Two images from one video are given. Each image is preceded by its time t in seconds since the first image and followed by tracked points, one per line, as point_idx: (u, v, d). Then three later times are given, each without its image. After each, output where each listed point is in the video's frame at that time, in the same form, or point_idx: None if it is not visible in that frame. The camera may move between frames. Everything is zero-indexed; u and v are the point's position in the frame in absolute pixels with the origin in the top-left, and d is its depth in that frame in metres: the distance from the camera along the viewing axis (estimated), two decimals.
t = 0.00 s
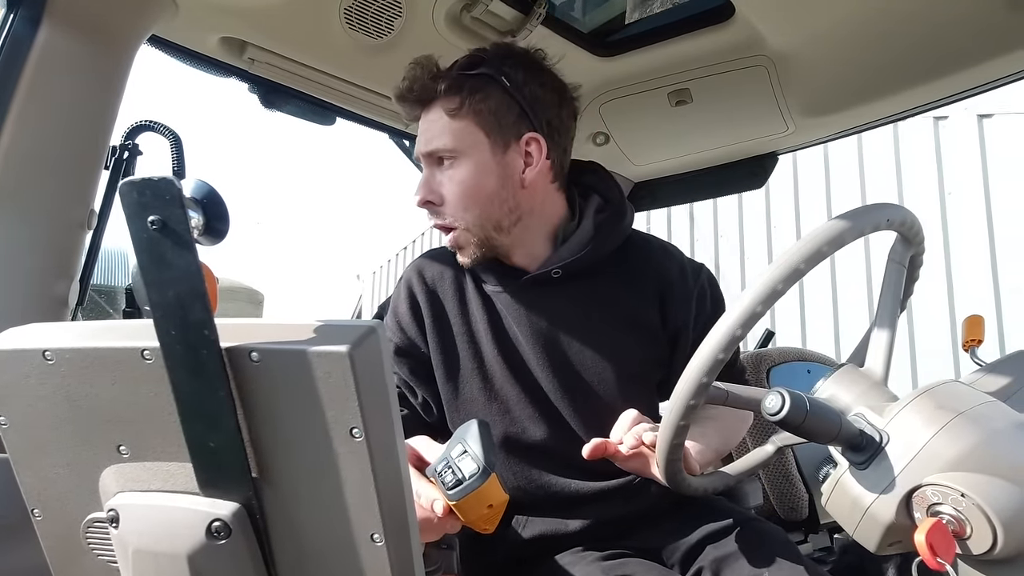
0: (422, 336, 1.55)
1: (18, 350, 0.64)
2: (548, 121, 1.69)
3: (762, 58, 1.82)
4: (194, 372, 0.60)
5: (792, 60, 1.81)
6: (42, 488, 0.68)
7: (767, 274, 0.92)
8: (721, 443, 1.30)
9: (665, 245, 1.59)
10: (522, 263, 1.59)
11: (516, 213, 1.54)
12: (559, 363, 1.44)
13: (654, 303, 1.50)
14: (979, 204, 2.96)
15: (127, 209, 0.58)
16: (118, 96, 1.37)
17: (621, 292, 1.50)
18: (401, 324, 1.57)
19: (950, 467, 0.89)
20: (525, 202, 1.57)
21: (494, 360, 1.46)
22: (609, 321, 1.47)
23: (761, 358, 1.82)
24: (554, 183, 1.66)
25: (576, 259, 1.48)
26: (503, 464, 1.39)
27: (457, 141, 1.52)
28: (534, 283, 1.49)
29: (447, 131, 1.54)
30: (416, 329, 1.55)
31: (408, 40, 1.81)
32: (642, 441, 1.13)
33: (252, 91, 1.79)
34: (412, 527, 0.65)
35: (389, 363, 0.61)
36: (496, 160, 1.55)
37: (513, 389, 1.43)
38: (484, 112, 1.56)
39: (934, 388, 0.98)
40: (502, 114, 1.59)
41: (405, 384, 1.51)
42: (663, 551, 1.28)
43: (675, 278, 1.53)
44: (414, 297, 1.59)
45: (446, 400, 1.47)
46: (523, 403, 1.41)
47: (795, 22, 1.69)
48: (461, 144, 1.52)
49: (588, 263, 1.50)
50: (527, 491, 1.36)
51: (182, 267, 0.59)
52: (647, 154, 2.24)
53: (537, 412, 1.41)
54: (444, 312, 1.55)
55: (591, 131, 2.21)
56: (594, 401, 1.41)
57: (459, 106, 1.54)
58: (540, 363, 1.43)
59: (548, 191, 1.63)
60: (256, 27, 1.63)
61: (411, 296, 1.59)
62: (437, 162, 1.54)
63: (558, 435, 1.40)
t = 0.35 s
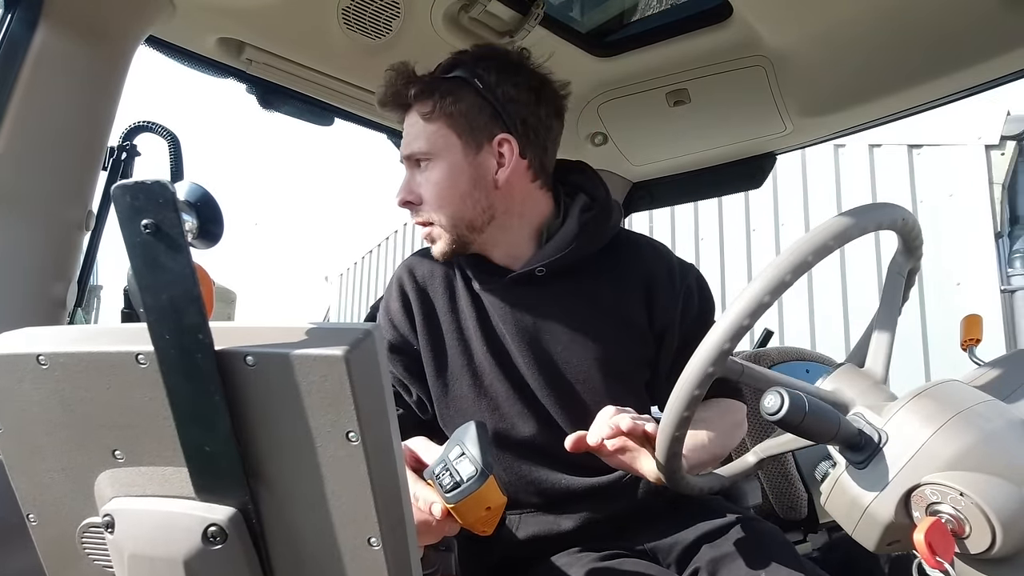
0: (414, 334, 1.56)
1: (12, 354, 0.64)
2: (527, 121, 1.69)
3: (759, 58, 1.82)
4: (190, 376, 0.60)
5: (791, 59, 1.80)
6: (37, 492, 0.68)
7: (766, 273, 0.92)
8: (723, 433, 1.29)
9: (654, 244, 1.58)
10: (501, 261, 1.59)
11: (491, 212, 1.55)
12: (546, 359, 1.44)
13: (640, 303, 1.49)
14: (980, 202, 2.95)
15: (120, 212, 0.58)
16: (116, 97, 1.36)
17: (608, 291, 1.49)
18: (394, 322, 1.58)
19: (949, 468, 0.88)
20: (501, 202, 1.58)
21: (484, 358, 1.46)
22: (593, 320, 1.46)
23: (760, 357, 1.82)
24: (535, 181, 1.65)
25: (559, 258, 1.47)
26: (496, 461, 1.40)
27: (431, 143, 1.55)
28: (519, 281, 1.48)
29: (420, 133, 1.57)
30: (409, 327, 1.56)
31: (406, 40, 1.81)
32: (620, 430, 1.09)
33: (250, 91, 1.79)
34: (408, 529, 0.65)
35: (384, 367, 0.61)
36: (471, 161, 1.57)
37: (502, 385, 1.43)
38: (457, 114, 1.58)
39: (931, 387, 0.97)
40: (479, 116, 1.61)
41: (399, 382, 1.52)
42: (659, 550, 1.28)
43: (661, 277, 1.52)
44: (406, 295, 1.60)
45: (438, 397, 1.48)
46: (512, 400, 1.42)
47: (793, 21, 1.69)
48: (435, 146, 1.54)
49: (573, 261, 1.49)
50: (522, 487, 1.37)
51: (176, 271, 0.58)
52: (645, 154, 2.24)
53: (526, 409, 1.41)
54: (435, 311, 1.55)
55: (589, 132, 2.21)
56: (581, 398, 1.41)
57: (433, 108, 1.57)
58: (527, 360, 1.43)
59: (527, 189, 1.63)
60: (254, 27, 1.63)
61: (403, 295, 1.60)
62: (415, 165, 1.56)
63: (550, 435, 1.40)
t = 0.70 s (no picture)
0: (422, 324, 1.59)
1: (23, 348, 0.65)
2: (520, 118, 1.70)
3: (765, 57, 1.82)
4: (200, 370, 0.60)
5: (796, 59, 1.80)
6: (48, 484, 0.69)
7: (774, 270, 0.91)
8: (732, 427, 1.28)
9: (644, 241, 1.56)
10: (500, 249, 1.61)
11: (481, 203, 1.59)
12: (539, 351, 1.45)
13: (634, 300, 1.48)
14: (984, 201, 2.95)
15: (132, 208, 0.58)
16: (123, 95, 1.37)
17: (597, 287, 1.49)
18: (402, 311, 1.61)
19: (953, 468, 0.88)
20: (493, 192, 1.61)
21: (484, 348, 1.48)
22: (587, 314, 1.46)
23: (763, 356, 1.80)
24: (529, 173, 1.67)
25: (548, 249, 1.47)
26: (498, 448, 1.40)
27: (424, 141, 1.61)
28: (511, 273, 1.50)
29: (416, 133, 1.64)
30: (418, 316, 1.59)
31: (412, 39, 1.82)
32: (611, 430, 1.03)
33: (256, 90, 1.79)
34: (414, 528, 0.65)
35: (392, 362, 0.61)
36: (462, 155, 1.62)
37: (501, 376, 1.44)
38: (448, 112, 1.63)
39: (936, 386, 0.97)
40: (471, 112, 1.64)
41: (408, 370, 1.53)
42: (663, 547, 1.27)
43: (649, 271, 1.50)
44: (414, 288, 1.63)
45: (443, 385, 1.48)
46: (511, 391, 1.43)
47: (799, 19, 1.70)
48: (426, 144, 1.61)
49: (562, 254, 1.49)
50: (524, 475, 1.37)
51: (187, 265, 0.59)
52: (649, 153, 2.24)
53: (523, 401, 1.42)
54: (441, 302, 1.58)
55: (592, 131, 2.21)
56: (574, 393, 1.41)
57: (423, 109, 1.63)
58: (521, 349, 1.44)
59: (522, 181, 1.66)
60: (260, 26, 1.64)
61: (411, 288, 1.63)
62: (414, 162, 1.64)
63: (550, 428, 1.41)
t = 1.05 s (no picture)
0: (445, 321, 1.59)
1: (33, 343, 0.65)
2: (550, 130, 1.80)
3: (760, 59, 1.84)
4: (210, 365, 0.61)
5: (792, 61, 1.82)
6: (56, 478, 0.69)
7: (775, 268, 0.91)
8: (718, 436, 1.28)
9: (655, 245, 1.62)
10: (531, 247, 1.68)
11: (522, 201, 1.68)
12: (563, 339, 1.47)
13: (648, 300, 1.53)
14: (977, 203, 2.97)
15: (148, 205, 0.59)
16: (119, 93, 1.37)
17: (610, 283, 1.54)
18: (425, 307, 1.61)
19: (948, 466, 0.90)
20: (533, 193, 1.70)
21: (508, 339, 1.50)
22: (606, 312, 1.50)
23: (759, 359, 1.82)
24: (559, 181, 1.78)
25: (573, 242, 1.53)
26: (513, 438, 1.39)
27: (471, 141, 1.70)
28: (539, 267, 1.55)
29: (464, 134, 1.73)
30: (441, 314, 1.59)
31: (409, 39, 1.83)
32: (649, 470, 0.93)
33: (253, 90, 1.80)
34: (419, 519, 0.66)
35: (400, 357, 0.62)
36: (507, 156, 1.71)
37: (522, 364, 1.45)
38: (496, 118, 1.73)
39: (931, 387, 0.99)
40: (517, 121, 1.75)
41: (422, 363, 1.51)
42: (665, 539, 1.27)
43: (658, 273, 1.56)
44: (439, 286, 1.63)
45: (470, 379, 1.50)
46: (526, 378, 1.44)
47: (793, 22, 1.71)
48: (474, 144, 1.70)
49: (585, 251, 1.55)
50: (533, 465, 1.36)
51: (200, 261, 0.59)
52: (646, 154, 2.26)
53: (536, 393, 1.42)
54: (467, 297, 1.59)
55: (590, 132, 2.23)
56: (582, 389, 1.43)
57: (472, 113, 1.73)
58: (545, 337, 1.47)
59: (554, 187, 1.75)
60: (258, 26, 1.64)
61: (433, 287, 1.63)
62: (456, 160, 1.73)
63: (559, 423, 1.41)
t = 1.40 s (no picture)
0: (446, 319, 1.55)
1: (33, 348, 0.65)
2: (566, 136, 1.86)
3: (759, 51, 1.84)
4: (209, 371, 0.61)
5: (790, 52, 1.81)
6: (58, 481, 0.69)
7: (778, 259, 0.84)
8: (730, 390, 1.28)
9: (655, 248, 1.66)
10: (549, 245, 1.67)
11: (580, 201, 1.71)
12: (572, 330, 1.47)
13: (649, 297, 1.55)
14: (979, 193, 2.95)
15: (144, 209, 0.59)
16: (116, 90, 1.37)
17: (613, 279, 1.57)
18: (425, 306, 1.57)
19: (948, 460, 0.89)
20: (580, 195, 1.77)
21: (509, 335, 1.49)
22: (608, 306, 1.52)
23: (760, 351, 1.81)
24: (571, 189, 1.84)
25: (582, 239, 1.59)
26: (514, 432, 1.38)
27: (567, 124, 1.67)
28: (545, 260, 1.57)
29: (563, 116, 1.68)
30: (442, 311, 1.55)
31: (407, 33, 1.82)
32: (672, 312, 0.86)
33: (250, 86, 1.79)
34: (421, 518, 0.66)
35: (399, 360, 0.62)
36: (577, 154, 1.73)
37: (524, 358, 1.45)
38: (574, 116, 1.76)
39: (931, 379, 0.99)
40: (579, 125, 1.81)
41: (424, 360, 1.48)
42: (661, 531, 1.29)
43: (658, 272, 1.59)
44: (439, 284, 1.60)
45: (472, 376, 1.49)
46: (527, 370, 1.44)
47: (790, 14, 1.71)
48: (567, 129, 1.67)
49: (589, 246, 1.60)
50: (531, 459, 1.36)
51: (197, 265, 0.60)
52: (645, 148, 2.26)
53: (535, 384, 1.42)
54: (469, 293, 1.57)
55: (589, 126, 2.23)
56: (578, 386, 1.42)
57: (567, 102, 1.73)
58: (553, 330, 1.47)
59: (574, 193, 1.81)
60: (253, 22, 1.63)
61: (435, 286, 1.59)
62: (546, 138, 1.63)
63: (561, 415, 1.40)
